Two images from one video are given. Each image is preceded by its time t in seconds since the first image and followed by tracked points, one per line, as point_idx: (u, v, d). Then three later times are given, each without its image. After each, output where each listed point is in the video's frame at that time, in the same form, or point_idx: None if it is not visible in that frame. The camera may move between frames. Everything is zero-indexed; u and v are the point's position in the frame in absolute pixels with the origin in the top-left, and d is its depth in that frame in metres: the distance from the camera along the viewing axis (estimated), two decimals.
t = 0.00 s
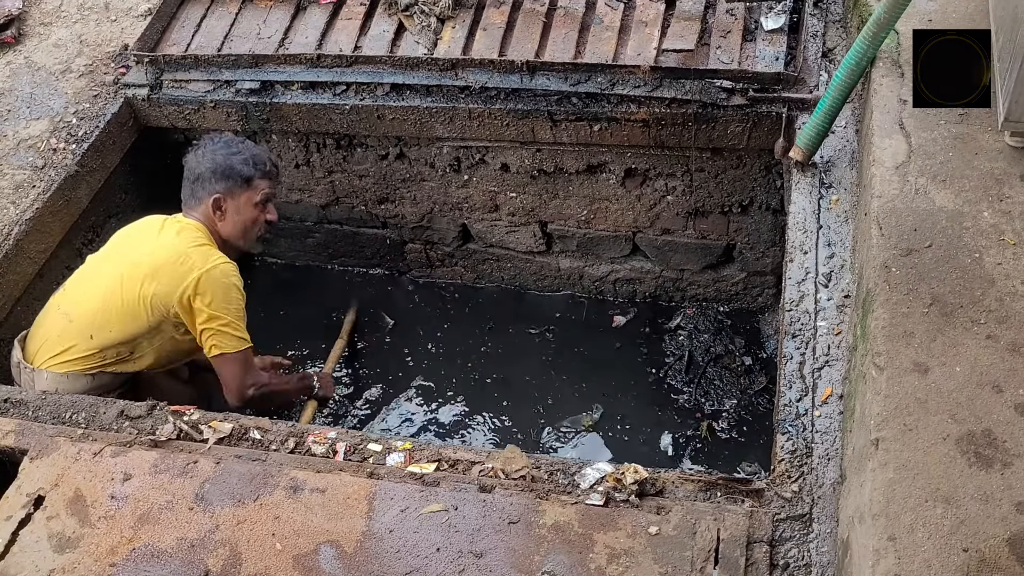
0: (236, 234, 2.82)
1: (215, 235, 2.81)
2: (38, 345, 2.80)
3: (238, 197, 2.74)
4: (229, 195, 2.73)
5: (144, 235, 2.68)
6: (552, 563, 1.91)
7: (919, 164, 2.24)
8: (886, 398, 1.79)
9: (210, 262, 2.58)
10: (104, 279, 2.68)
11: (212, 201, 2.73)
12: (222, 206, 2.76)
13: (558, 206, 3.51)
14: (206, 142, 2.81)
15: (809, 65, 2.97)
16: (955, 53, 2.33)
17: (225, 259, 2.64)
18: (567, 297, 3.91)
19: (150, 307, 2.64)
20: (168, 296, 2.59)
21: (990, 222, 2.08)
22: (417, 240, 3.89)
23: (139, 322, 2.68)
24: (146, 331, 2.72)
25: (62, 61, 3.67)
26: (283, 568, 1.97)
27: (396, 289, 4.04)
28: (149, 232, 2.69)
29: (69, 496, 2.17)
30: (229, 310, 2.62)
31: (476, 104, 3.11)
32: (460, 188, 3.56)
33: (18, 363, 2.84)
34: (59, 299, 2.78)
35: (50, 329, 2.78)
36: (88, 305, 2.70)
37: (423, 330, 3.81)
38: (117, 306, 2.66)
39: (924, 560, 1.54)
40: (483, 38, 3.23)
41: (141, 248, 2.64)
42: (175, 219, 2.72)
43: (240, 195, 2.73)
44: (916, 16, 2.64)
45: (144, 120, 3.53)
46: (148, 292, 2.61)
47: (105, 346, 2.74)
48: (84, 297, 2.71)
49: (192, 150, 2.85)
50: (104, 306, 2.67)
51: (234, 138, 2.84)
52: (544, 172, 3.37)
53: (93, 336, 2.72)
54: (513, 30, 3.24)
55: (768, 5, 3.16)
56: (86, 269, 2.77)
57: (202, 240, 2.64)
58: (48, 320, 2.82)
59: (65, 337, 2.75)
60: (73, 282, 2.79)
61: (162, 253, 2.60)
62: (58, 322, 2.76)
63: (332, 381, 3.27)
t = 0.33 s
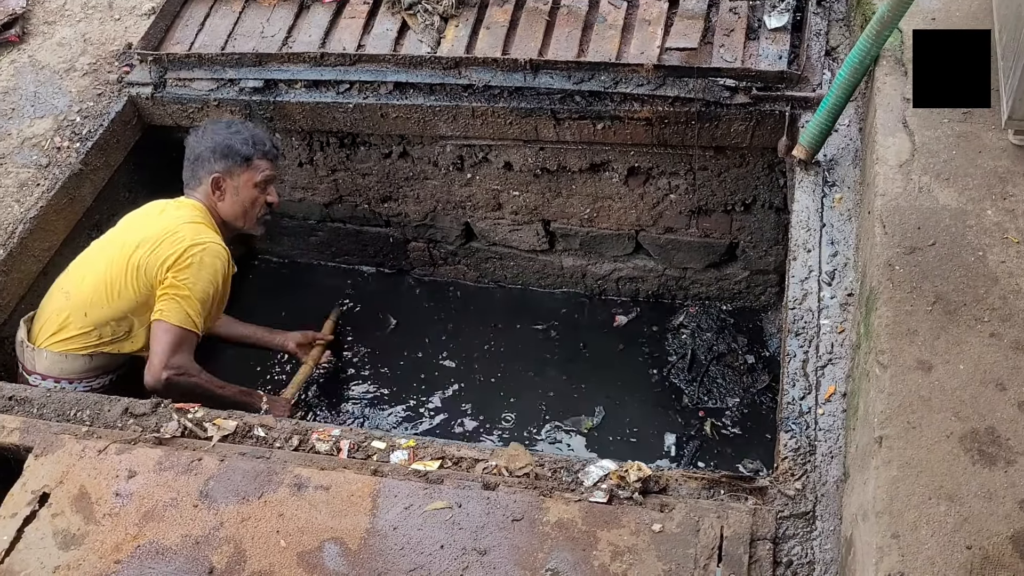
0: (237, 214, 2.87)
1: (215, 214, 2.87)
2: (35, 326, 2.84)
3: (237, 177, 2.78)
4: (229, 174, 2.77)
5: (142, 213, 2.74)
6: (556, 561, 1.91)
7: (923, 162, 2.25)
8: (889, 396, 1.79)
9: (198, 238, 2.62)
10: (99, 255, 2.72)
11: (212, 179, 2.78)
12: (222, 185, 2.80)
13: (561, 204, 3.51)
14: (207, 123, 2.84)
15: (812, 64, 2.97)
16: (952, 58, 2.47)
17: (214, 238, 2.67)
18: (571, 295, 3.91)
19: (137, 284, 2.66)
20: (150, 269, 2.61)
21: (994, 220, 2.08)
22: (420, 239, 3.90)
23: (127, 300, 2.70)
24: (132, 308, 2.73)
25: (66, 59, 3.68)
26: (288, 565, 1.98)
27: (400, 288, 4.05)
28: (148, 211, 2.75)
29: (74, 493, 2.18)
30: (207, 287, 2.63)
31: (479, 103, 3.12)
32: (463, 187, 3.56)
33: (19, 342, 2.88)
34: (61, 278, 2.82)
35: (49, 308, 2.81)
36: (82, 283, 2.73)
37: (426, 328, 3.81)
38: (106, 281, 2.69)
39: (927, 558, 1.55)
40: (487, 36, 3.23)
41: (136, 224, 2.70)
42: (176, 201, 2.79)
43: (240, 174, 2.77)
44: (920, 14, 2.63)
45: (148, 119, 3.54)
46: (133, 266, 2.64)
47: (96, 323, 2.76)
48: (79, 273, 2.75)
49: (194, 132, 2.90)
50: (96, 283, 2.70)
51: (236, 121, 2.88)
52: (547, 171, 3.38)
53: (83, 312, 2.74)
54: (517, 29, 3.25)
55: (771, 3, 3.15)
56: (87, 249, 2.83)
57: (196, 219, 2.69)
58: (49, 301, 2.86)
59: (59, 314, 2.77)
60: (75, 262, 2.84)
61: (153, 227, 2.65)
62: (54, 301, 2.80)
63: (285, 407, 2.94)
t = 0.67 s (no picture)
0: (267, 224, 2.95)
1: (244, 220, 2.88)
2: (47, 310, 2.84)
3: (281, 191, 2.91)
4: (275, 187, 2.86)
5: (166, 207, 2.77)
6: (558, 557, 1.91)
7: (924, 159, 2.25)
8: (891, 393, 1.80)
9: (216, 235, 2.63)
10: (115, 240, 2.74)
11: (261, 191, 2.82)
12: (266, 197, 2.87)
13: (563, 202, 3.51)
14: (246, 131, 2.87)
15: (814, 61, 2.97)
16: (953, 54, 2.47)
17: (233, 239, 2.69)
18: (573, 293, 3.92)
19: (147, 273, 2.66)
20: (163, 258, 2.62)
21: (996, 217, 2.08)
22: (422, 237, 3.91)
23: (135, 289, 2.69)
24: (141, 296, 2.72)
25: (68, 57, 3.68)
26: (290, 561, 1.98)
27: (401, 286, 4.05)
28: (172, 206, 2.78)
29: (77, 490, 2.18)
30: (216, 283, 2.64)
31: (481, 101, 3.12)
32: (465, 184, 3.56)
33: (26, 325, 2.87)
34: (76, 265, 2.84)
35: (60, 293, 2.82)
36: (95, 269, 2.74)
37: (427, 326, 3.82)
38: (117, 265, 2.69)
39: (929, 554, 1.55)
40: (488, 34, 3.23)
41: (156, 217, 2.72)
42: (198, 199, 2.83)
43: (283, 188, 2.90)
44: (922, 11, 2.63)
45: (150, 117, 3.54)
46: (145, 255, 2.64)
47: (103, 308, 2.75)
48: (94, 259, 2.76)
49: (227, 135, 2.89)
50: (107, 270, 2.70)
51: (268, 131, 2.94)
52: (549, 169, 3.38)
53: (92, 296, 2.73)
54: (518, 26, 3.25)
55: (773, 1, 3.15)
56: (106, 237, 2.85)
57: (215, 216, 2.71)
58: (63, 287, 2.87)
59: (70, 298, 2.78)
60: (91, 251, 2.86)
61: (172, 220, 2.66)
62: (68, 286, 2.80)
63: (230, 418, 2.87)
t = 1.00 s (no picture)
0: (273, 229, 2.94)
1: (249, 224, 2.87)
2: (54, 305, 2.83)
3: (287, 194, 2.90)
4: (281, 190, 2.87)
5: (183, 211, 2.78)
6: (560, 555, 1.92)
7: (925, 158, 2.25)
8: (892, 391, 1.80)
9: (233, 245, 2.65)
10: (128, 243, 2.74)
11: (267, 194, 2.82)
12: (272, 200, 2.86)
13: (564, 201, 3.51)
14: (252, 138, 2.91)
15: (815, 60, 2.97)
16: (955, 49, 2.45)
17: (251, 250, 2.71)
18: (574, 292, 3.92)
19: (162, 277, 2.67)
20: (179, 265, 2.63)
21: (997, 215, 2.08)
22: (423, 236, 3.91)
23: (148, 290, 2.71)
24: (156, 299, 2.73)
25: (70, 56, 3.68)
26: (292, 559, 1.98)
27: (403, 285, 4.06)
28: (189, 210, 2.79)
29: (79, 488, 2.19)
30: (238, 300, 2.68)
31: (482, 99, 3.12)
32: (466, 183, 3.56)
33: (33, 323, 2.85)
34: (86, 263, 2.83)
35: (69, 290, 2.81)
36: (107, 270, 2.73)
37: (429, 325, 3.82)
38: (132, 268, 2.69)
39: (930, 552, 1.55)
40: (490, 33, 3.24)
41: (172, 220, 2.72)
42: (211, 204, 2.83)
43: (289, 191, 2.90)
44: (923, 10, 2.63)
45: (152, 116, 3.55)
46: (161, 258, 2.65)
47: (115, 309, 2.75)
48: (107, 259, 2.76)
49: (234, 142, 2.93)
50: (119, 268, 2.71)
51: (275, 140, 2.98)
52: (550, 168, 3.38)
53: (105, 296, 2.73)
54: (520, 25, 3.25)
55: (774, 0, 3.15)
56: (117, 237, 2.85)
57: (232, 225, 2.72)
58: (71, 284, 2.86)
59: (80, 296, 2.77)
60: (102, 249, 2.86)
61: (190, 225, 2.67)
62: (77, 281, 2.80)
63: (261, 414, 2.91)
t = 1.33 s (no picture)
0: (273, 250, 2.97)
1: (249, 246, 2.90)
2: (63, 329, 2.81)
3: (287, 218, 2.93)
4: (281, 214, 2.89)
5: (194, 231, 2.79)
6: (560, 555, 1.92)
7: (925, 158, 2.25)
8: (892, 390, 1.80)
9: (262, 280, 2.73)
10: (144, 271, 2.72)
11: (267, 219, 2.84)
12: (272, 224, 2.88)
13: (564, 201, 3.52)
14: (256, 160, 2.92)
15: (815, 60, 2.97)
16: (959, 45, 2.42)
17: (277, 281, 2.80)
18: (574, 292, 3.92)
19: (189, 310, 2.71)
20: (211, 301, 2.69)
21: (997, 215, 2.08)
22: (423, 236, 3.91)
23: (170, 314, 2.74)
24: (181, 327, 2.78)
25: (70, 57, 3.69)
26: (292, 559, 1.98)
27: (403, 284, 4.06)
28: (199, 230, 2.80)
29: (79, 488, 2.19)
30: (267, 320, 2.79)
31: (482, 99, 3.12)
32: (466, 183, 3.56)
33: (39, 345, 2.82)
34: (96, 287, 2.80)
35: (80, 314, 2.79)
36: (125, 298, 2.72)
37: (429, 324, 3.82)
38: (156, 300, 2.71)
39: (929, 551, 1.55)
40: (490, 33, 3.24)
41: (185, 241, 2.73)
42: (219, 227, 2.83)
43: (290, 215, 2.93)
44: (923, 10, 2.63)
45: (152, 116, 3.55)
46: (183, 283, 2.68)
47: (136, 336, 2.77)
48: (121, 286, 2.74)
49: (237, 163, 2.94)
50: (137, 293, 2.71)
51: (279, 161, 2.99)
52: (550, 168, 3.39)
53: (126, 325, 2.74)
54: (520, 25, 3.25)
55: None
56: (125, 258, 2.81)
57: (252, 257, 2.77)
58: (77, 305, 2.83)
59: (96, 323, 2.76)
60: (108, 270, 2.81)
61: (208, 247, 2.70)
62: (88, 305, 2.79)
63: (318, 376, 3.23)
